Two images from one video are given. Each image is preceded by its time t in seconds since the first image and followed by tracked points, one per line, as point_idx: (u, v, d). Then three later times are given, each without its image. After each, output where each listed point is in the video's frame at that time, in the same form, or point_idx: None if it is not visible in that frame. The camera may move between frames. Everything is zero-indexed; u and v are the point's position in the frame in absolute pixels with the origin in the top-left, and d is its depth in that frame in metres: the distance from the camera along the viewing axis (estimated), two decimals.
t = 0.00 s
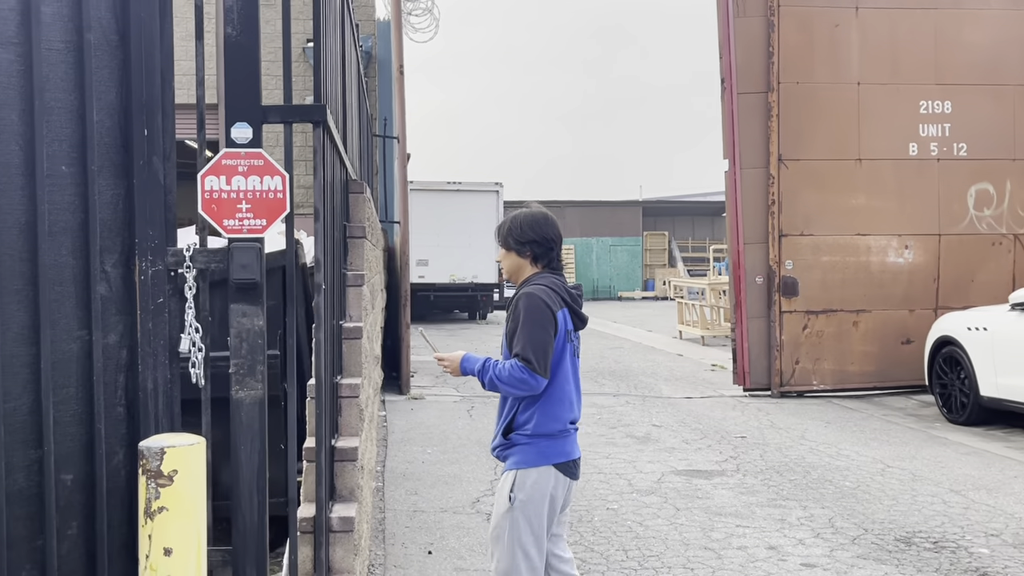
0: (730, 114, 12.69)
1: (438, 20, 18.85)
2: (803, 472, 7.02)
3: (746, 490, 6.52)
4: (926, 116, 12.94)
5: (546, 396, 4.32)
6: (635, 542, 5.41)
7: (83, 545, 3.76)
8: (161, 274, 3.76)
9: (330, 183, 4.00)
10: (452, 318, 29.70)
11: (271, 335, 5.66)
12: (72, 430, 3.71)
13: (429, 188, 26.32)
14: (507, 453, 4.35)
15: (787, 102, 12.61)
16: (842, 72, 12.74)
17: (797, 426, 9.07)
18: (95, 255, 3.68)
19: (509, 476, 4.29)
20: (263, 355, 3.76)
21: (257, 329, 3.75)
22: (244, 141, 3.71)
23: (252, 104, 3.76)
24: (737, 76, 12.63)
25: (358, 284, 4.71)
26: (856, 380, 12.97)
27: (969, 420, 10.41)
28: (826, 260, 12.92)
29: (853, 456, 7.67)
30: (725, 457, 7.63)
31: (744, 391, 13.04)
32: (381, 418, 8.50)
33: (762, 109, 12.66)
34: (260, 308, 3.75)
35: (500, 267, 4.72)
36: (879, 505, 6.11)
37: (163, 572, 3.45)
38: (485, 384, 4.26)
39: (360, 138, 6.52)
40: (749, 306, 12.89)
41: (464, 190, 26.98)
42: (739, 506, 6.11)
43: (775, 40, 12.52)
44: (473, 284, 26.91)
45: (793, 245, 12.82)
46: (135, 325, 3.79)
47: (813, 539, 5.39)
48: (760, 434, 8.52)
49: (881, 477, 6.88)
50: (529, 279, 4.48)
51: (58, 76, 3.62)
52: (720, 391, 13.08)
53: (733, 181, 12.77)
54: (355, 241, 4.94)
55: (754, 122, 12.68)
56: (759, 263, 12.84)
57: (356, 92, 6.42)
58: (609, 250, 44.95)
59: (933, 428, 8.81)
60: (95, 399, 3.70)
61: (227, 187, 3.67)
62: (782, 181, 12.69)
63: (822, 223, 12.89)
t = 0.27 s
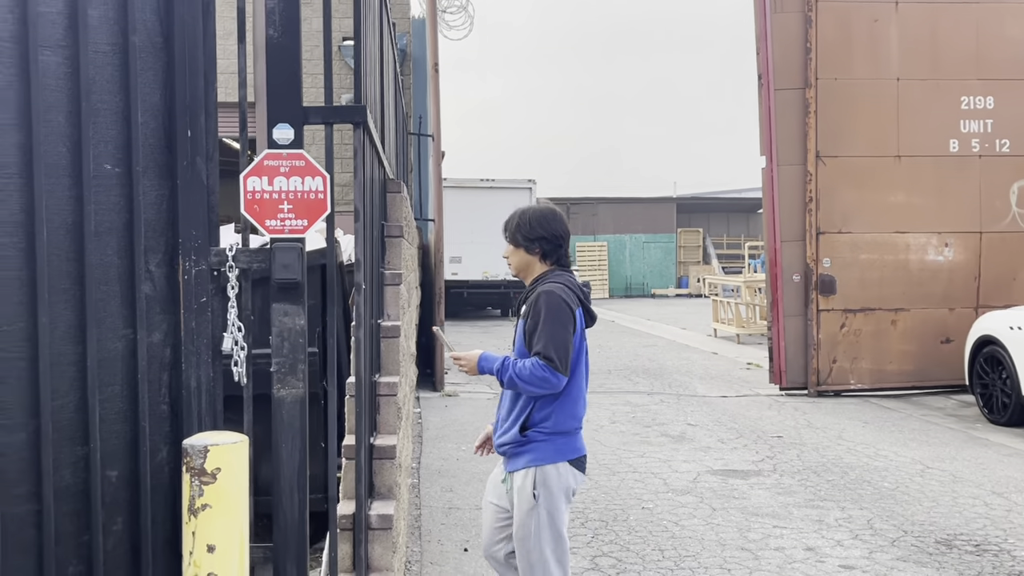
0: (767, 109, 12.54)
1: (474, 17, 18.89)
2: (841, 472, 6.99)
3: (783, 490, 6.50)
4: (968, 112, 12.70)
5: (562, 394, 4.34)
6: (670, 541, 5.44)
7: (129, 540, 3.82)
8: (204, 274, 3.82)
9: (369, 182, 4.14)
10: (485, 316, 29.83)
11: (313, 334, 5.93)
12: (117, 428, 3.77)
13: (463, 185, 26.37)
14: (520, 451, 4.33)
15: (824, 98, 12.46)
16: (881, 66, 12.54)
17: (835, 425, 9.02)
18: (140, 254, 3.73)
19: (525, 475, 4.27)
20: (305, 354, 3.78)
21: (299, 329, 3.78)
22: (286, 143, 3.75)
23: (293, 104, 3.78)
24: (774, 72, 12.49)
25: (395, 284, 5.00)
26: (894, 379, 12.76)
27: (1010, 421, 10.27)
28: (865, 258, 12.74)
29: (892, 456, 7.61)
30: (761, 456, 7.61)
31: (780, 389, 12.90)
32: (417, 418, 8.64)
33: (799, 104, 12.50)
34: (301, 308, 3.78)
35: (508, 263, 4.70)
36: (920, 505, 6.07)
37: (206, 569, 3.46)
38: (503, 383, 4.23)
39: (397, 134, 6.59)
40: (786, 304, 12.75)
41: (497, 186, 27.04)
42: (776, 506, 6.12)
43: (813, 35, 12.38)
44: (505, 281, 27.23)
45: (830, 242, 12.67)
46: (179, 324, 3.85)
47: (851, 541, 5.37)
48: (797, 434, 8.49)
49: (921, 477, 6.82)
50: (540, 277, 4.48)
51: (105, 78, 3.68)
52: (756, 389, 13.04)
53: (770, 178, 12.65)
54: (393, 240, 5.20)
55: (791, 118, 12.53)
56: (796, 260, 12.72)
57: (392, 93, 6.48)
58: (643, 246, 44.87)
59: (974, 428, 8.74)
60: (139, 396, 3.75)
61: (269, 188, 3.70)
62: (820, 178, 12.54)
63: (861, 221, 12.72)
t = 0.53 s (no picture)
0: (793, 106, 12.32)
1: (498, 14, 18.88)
2: (869, 472, 6.93)
3: (810, 489, 6.46)
4: (999, 108, 12.38)
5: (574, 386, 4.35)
6: (695, 539, 5.41)
7: (158, 533, 3.85)
8: (233, 268, 3.84)
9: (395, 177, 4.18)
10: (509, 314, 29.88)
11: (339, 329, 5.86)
12: (147, 421, 3.80)
13: (487, 181, 26.36)
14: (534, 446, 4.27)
15: (852, 94, 12.18)
16: (910, 62, 12.24)
17: (863, 424, 8.94)
18: (170, 249, 3.76)
19: (542, 468, 4.24)
20: (332, 349, 3.79)
21: (326, 324, 3.79)
22: (315, 137, 3.76)
23: (321, 99, 3.79)
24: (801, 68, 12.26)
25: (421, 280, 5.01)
26: (924, 378, 12.48)
27: None
28: (893, 256, 12.44)
29: (920, 456, 7.53)
30: (787, 454, 7.57)
31: (805, 388, 12.74)
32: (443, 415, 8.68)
33: (825, 101, 12.24)
34: (329, 303, 3.78)
35: (509, 259, 4.64)
36: (948, 505, 6.00)
37: (234, 562, 3.46)
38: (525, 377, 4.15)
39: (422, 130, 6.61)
40: (813, 303, 12.55)
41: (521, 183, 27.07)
42: (802, 505, 6.08)
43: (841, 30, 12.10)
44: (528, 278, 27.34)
45: (857, 240, 12.38)
46: (207, 319, 3.87)
47: (879, 540, 5.33)
48: (824, 432, 8.43)
49: (950, 477, 6.74)
50: (547, 273, 4.44)
51: (135, 74, 3.72)
52: (782, 388, 12.96)
53: (796, 175, 12.42)
54: (418, 236, 5.28)
55: (817, 114, 12.26)
56: (824, 258, 12.49)
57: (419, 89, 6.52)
58: (667, 244, 44.74)
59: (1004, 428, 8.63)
60: (169, 389, 3.78)
61: (297, 183, 3.72)
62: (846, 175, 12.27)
63: (890, 218, 12.42)
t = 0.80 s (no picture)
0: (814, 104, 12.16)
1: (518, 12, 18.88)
2: (889, 471, 6.89)
3: (830, 488, 6.44)
4: (1019, 106, 12.24)
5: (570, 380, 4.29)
6: (714, 538, 5.41)
7: (180, 527, 3.89)
8: (255, 265, 3.87)
9: (416, 176, 4.21)
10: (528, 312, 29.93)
11: (359, 325, 5.85)
12: (169, 416, 3.83)
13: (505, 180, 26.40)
14: (529, 438, 4.14)
15: (873, 91, 12.04)
16: (931, 59, 12.08)
17: (883, 424, 8.89)
18: (193, 245, 3.79)
19: (538, 462, 4.13)
20: (353, 346, 3.81)
21: (347, 320, 3.82)
22: (336, 136, 3.79)
23: (343, 97, 3.82)
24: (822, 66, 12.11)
25: (441, 278, 5.14)
26: (943, 378, 12.36)
27: None
28: (913, 255, 12.31)
29: (941, 456, 7.48)
30: (806, 454, 7.54)
31: (825, 387, 12.67)
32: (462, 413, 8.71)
33: (847, 98, 12.10)
34: (350, 299, 3.80)
35: (507, 259, 4.45)
36: (969, 506, 5.96)
37: (256, 556, 3.49)
38: (537, 370, 4.04)
39: (440, 127, 6.64)
40: (832, 301, 12.42)
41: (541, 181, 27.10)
42: (822, 504, 6.06)
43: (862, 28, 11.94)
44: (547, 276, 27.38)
45: (877, 239, 12.26)
46: (230, 315, 3.91)
47: (900, 540, 5.30)
48: (844, 432, 8.40)
49: (971, 477, 6.69)
50: (551, 272, 4.37)
51: (159, 72, 3.75)
52: (802, 387, 12.89)
53: (816, 172, 12.30)
54: (438, 233, 5.35)
55: (837, 112, 12.16)
56: (843, 257, 12.38)
57: (438, 85, 6.55)
58: (686, 242, 44.61)
59: None
60: (191, 385, 3.81)
61: (319, 181, 3.74)
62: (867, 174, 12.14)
63: (911, 216, 12.26)
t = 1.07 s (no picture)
0: (824, 103, 11.89)
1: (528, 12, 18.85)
2: (900, 472, 6.88)
3: (840, 489, 6.43)
4: None
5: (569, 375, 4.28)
6: (725, 538, 5.41)
7: (192, 525, 3.90)
8: (268, 264, 3.87)
9: (427, 174, 4.20)
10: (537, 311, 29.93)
11: (371, 323, 5.82)
12: (182, 414, 3.84)
13: (515, 180, 26.39)
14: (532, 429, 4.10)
15: (883, 91, 11.73)
16: (943, 59, 11.76)
17: (894, 424, 8.87)
18: (206, 244, 3.80)
19: (542, 458, 4.10)
20: (365, 345, 3.81)
21: (359, 319, 3.82)
22: (348, 135, 3.79)
23: (355, 97, 3.82)
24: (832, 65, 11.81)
25: (451, 277, 5.11)
26: (954, 380, 12.04)
27: None
28: (923, 257, 11.98)
29: (952, 457, 7.47)
30: (816, 454, 7.53)
31: (836, 387, 12.38)
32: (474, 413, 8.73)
33: (858, 98, 11.81)
34: (362, 299, 3.80)
35: (507, 259, 4.36)
36: (979, 507, 5.94)
37: (268, 555, 3.48)
38: (546, 367, 4.00)
39: (452, 126, 6.65)
40: (842, 302, 12.11)
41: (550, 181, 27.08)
42: (832, 505, 6.06)
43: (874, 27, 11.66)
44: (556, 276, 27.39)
45: (888, 241, 11.94)
46: (242, 314, 3.91)
47: (911, 541, 5.29)
48: (855, 432, 8.38)
49: (981, 478, 6.68)
50: (549, 271, 4.34)
51: (172, 71, 3.76)
52: (810, 387, 12.87)
53: (826, 172, 11.99)
54: (449, 232, 5.38)
55: (847, 112, 11.86)
56: (854, 257, 12.05)
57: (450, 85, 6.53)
58: (694, 242, 44.54)
59: None
60: (204, 383, 3.82)
61: (331, 180, 3.75)
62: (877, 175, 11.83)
63: (922, 217, 11.96)
